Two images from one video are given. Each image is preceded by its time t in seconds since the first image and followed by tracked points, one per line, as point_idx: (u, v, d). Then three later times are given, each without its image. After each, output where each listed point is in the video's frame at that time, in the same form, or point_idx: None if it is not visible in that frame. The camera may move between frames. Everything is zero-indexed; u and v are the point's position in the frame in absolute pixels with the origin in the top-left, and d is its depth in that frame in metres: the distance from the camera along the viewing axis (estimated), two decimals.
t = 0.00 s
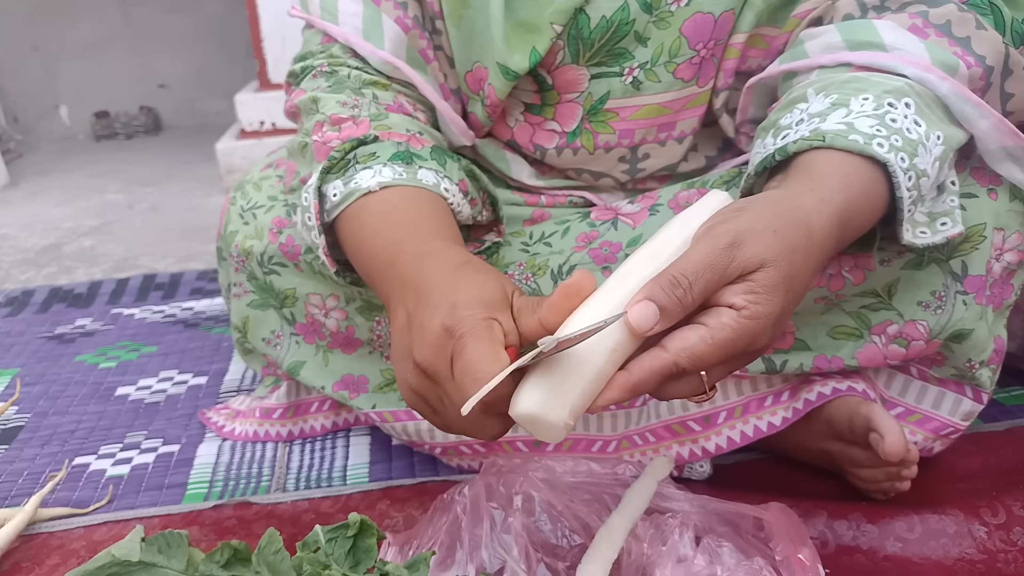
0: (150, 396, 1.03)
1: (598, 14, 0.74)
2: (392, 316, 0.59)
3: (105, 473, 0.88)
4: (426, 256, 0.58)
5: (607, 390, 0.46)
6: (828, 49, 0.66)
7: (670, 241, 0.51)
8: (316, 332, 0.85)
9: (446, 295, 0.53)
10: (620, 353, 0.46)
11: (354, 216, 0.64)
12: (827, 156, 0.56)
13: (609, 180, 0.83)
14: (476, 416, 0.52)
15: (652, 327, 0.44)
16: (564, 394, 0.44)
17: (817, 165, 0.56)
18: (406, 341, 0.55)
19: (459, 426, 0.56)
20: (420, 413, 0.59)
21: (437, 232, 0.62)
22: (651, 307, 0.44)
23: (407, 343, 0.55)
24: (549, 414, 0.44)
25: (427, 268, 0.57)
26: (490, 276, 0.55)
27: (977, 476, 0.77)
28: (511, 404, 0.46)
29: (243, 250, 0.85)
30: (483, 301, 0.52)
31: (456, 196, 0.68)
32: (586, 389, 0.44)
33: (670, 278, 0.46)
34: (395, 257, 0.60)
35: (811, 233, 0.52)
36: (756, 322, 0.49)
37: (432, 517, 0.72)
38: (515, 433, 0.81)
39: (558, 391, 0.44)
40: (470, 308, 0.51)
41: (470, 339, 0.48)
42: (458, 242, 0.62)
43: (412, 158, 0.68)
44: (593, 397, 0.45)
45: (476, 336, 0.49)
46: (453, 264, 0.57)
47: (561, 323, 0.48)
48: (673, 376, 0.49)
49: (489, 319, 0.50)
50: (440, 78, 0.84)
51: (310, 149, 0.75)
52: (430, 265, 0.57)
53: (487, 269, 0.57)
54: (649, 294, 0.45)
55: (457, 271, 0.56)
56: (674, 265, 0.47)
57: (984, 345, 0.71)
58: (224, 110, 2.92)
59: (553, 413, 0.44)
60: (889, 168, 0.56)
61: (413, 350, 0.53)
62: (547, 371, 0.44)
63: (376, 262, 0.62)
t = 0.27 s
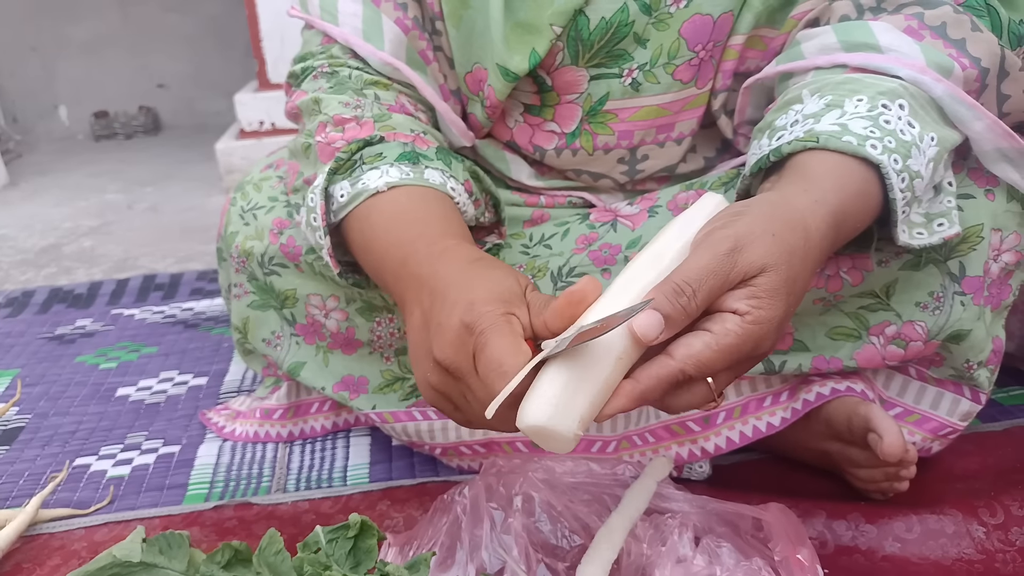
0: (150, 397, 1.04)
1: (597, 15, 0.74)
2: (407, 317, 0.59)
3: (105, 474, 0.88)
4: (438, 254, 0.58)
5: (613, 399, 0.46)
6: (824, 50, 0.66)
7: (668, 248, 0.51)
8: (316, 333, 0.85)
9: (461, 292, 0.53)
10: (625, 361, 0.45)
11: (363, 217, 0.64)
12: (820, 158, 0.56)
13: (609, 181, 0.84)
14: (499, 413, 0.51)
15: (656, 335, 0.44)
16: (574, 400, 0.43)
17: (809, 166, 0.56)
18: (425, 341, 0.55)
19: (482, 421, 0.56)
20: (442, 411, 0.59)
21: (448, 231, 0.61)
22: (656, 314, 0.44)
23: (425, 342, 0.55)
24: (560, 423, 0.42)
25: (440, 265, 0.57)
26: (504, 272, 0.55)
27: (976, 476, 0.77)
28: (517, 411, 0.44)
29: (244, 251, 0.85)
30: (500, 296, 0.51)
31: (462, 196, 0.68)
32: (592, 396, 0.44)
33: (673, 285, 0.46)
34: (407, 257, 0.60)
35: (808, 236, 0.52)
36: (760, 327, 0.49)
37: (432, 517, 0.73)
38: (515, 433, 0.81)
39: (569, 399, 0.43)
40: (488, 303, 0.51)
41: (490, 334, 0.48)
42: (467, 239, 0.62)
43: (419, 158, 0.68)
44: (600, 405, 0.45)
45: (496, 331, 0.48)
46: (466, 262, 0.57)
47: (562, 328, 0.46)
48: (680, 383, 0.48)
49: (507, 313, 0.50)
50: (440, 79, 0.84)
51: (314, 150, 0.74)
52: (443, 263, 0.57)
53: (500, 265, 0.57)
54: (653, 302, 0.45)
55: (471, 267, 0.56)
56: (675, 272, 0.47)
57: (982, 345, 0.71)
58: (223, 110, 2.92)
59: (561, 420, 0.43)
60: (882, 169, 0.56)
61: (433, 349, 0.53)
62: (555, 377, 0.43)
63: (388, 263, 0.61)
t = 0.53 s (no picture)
0: (154, 402, 1.05)
1: (598, 29, 0.76)
2: (429, 318, 0.59)
3: (110, 479, 0.89)
4: (458, 255, 0.59)
5: (624, 419, 0.45)
6: (818, 63, 0.67)
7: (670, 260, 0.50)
8: (319, 339, 0.86)
9: (486, 291, 0.54)
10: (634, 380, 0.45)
11: (379, 221, 0.65)
12: (813, 168, 0.57)
13: (608, 191, 0.85)
14: (527, 410, 0.52)
15: (665, 355, 0.44)
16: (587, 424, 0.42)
17: (801, 177, 0.57)
18: (450, 341, 0.55)
19: (509, 418, 0.56)
20: (466, 410, 0.59)
21: (464, 232, 0.62)
22: (664, 336, 0.44)
23: (449, 342, 0.55)
24: (575, 448, 0.42)
25: (462, 266, 0.57)
26: (526, 271, 0.55)
27: (971, 483, 0.78)
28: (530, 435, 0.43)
29: (249, 258, 0.86)
30: (525, 295, 0.52)
31: (473, 202, 0.69)
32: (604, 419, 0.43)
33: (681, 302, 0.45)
34: (426, 259, 0.60)
35: (802, 249, 0.53)
36: (764, 340, 0.49)
37: (433, 522, 0.73)
38: (516, 439, 0.82)
39: (583, 423, 0.42)
40: (514, 302, 0.51)
41: (519, 331, 0.48)
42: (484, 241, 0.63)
43: (432, 165, 0.69)
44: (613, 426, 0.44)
45: (525, 328, 0.49)
46: (486, 263, 0.57)
47: (585, 322, 0.48)
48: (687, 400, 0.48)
49: (533, 310, 0.50)
50: (443, 89, 0.86)
51: (325, 157, 0.75)
52: (463, 264, 0.57)
53: (520, 265, 0.57)
54: (661, 322, 0.44)
55: (492, 268, 0.56)
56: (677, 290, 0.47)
57: (976, 354, 0.72)
58: (226, 117, 2.93)
59: (576, 445, 0.42)
60: (873, 181, 0.57)
61: (460, 348, 0.53)
62: (569, 399, 0.42)
63: (406, 265, 0.62)
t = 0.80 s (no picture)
0: (158, 407, 1.05)
1: (600, 39, 0.76)
2: (452, 319, 0.59)
3: (113, 484, 0.90)
4: (481, 257, 0.59)
5: (640, 443, 0.45)
6: (818, 75, 0.68)
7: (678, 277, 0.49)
8: (323, 345, 0.86)
9: (511, 291, 0.54)
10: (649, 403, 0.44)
11: (398, 224, 0.65)
12: (814, 180, 0.57)
13: (609, 200, 0.85)
14: (556, 407, 0.52)
15: (678, 378, 0.43)
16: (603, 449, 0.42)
17: (803, 189, 0.57)
18: (476, 340, 0.55)
19: (537, 415, 0.56)
20: (493, 407, 0.59)
21: (484, 235, 0.63)
22: (677, 358, 0.43)
23: (475, 342, 0.56)
24: (592, 473, 0.42)
25: (484, 267, 0.58)
26: (549, 270, 0.56)
27: (971, 491, 0.79)
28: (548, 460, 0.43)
29: (254, 263, 0.87)
30: (551, 294, 0.52)
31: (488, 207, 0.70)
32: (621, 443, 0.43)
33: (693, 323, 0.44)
34: (447, 261, 0.61)
35: (808, 262, 0.52)
36: (777, 357, 0.48)
37: (435, 528, 0.74)
38: (518, 445, 0.82)
39: (600, 449, 0.42)
40: (541, 301, 0.52)
41: (548, 330, 0.49)
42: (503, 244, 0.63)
43: (447, 170, 0.70)
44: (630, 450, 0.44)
45: (554, 326, 0.49)
46: (509, 263, 0.58)
47: (609, 322, 0.49)
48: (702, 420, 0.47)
49: (560, 309, 0.51)
50: (448, 97, 0.86)
51: (338, 163, 0.75)
52: (486, 266, 0.58)
53: (542, 265, 0.58)
54: (673, 344, 0.44)
55: (515, 267, 0.57)
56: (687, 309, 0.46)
57: (977, 363, 0.72)
58: (230, 123, 2.94)
59: (593, 470, 0.42)
60: (875, 193, 0.58)
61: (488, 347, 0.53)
62: (586, 424, 0.43)
63: (428, 267, 0.62)
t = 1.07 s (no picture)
0: (158, 410, 1.05)
1: (600, 43, 0.77)
2: (477, 313, 0.59)
3: (113, 486, 0.90)
4: (504, 250, 0.59)
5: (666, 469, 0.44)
6: (817, 83, 0.68)
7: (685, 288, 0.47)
8: (324, 347, 0.87)
9: (537, 283, 0.54)
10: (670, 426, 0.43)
11: (414, 223, 0.65)
12: (815, 190, 0.57)
13: (609, 203, 0.86)
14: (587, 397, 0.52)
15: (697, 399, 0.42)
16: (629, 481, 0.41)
17: (806, 198, 0.57)
18: (503, 333, 0.56)
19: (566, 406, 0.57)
20: (520, 398, 0.59)
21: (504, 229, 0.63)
22: (694, 379, 0.42)
23: (503, 334, 0.56)
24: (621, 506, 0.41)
25: (506, 260, 0.58)
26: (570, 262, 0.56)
27: (970, 495, 0.79)
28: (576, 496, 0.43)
29: (256, 265, 0.87)
30: (578, 284, 0.53)
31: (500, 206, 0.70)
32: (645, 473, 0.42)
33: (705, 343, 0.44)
34: (466, 257, 0.61)
35: (815, 272, 0.52)
36: (792, 370, 0.48)
37: (435, 531, 0.74)
38: (517, 448, 0.84)
39: (627, 480, 0.41)
40: (569, 291, 0.52)
41: (579, 320, 0.49)
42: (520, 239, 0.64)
43: (460, 169, 0.70)
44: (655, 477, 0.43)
45: (584, 316, 0.49)
46: (532, 255, 0.58)
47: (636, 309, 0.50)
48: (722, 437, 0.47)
49: (587, 300, 0.51)
50: (449, 100, 0.86)
51: (348, 164, 0.76)
52: (509, 259, 0.58)
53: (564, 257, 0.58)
54: (689, 365, 0.43)
55: (536, 260, 0.57)
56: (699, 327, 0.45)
57: (976, 368, 0.73)
58: (230, 125, 2.95)
59: (622, 503, 0.41)
60: (876, 203, 0.58)
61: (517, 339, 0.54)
62: (609, 456, 0.42)
63: (449, 262, 0.62)
